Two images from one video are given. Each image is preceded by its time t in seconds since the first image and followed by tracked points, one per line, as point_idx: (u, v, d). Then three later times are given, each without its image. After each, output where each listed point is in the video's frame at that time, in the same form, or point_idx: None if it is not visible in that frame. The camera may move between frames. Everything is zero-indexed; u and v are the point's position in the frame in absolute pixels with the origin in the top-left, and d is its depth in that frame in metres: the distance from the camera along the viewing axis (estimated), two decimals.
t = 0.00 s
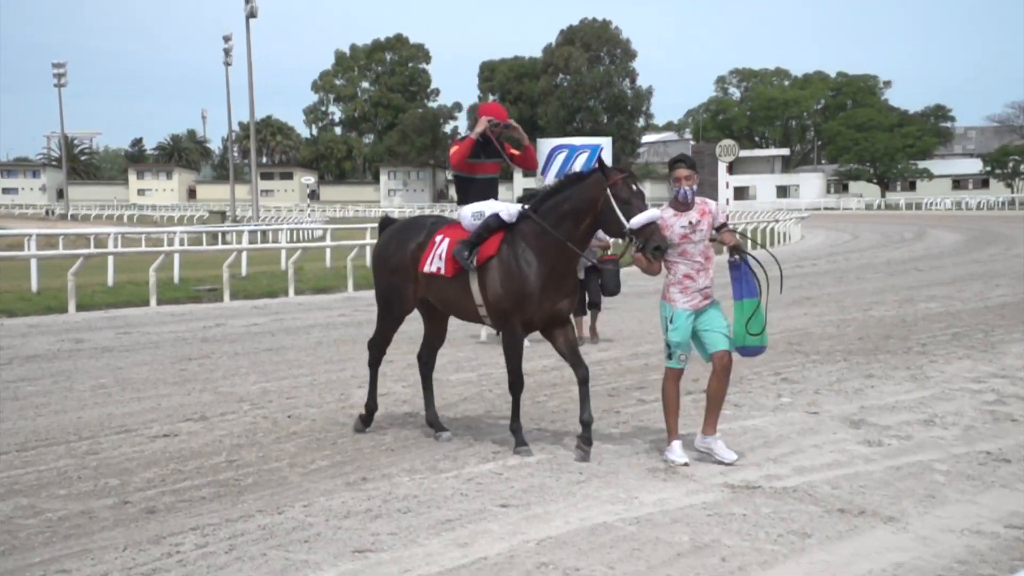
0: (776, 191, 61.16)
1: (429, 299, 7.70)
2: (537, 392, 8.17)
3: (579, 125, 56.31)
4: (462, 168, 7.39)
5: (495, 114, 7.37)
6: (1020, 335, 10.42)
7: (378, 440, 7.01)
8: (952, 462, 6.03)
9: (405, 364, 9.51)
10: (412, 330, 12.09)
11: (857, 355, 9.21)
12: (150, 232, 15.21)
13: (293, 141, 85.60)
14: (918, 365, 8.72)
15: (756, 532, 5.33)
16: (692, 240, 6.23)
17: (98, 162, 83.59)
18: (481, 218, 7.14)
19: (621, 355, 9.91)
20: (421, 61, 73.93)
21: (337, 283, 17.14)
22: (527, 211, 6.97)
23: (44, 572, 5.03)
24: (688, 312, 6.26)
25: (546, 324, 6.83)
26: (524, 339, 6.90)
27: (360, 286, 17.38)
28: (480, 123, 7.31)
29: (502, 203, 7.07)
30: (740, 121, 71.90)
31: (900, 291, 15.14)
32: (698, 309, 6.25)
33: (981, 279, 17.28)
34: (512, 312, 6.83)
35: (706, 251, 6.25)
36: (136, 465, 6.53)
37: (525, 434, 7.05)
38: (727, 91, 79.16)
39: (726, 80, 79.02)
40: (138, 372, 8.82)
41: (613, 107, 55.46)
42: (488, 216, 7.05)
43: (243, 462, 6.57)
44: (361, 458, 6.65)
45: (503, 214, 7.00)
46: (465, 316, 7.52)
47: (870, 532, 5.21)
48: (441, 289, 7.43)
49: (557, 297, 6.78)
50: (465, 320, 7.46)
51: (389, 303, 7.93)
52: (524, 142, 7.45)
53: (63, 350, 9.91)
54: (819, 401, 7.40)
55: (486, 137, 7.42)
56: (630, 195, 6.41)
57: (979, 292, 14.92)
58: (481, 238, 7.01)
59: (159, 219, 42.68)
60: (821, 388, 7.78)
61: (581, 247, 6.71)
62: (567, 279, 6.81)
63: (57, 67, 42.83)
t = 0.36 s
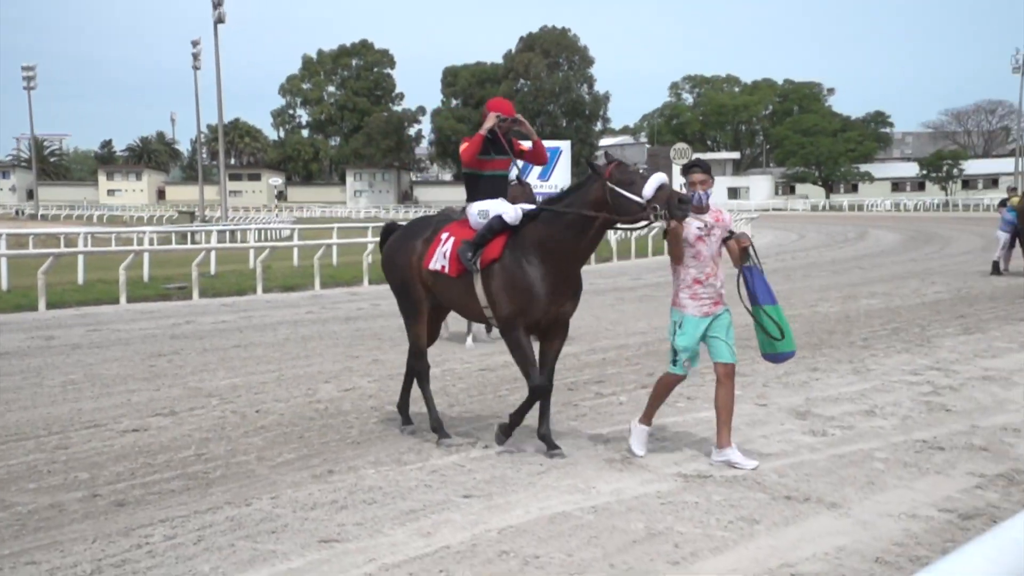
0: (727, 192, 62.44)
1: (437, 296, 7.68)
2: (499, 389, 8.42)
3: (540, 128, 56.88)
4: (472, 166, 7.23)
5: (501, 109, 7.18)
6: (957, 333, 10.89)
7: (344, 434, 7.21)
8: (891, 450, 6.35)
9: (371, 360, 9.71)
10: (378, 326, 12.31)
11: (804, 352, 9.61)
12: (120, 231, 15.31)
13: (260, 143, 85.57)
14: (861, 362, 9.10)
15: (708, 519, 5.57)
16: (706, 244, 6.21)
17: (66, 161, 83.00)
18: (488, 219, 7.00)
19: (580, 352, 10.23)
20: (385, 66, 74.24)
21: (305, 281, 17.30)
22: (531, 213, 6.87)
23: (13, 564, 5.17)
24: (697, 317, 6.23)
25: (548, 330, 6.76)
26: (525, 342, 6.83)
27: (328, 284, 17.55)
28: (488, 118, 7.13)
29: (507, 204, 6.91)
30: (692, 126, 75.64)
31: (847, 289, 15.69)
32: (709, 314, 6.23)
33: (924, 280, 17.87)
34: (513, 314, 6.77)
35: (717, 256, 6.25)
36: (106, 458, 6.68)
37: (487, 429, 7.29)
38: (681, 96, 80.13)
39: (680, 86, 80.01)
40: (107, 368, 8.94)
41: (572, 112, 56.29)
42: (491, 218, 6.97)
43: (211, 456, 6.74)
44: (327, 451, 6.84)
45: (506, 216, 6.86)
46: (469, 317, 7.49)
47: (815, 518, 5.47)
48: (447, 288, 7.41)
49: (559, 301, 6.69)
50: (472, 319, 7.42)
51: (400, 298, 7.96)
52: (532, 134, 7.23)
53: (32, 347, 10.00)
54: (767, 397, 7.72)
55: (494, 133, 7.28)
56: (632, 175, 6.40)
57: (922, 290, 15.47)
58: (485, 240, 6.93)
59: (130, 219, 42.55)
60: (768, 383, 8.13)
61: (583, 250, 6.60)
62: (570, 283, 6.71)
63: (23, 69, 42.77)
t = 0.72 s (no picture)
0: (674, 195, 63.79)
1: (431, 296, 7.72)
2: (451, 384, 8.73)
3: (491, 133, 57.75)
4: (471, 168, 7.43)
5: (502, 111, 7.32)
6: (889, 330, 11.43)
7: (302, 427, 7.45)
8: (820, 438, 6.75)
9: (328, 356, 9.94)
10: (335, 323, 12.54)
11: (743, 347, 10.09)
12: (82, 231, 15.37)
13: (220, 146, 85.39)
14: (796, 358, 9.55)
15: (650, 505, 5.88)
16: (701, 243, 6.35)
17: (18, 161, 81.98)
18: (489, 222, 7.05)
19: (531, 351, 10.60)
20: (342, 72, 74.29)
21: (265, 280, 17.49)
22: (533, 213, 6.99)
23: None
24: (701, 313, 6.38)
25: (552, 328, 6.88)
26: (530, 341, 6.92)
27: (287, 283, 17.72)
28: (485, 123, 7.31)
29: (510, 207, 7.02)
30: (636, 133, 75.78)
31: (787, 287, 16.30)
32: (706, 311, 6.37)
33: (862, 280, 18.54)
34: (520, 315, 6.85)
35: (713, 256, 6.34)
36: (68, 452, 6.85)
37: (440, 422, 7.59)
38: (624, 103, 80.84)
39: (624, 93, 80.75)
40: (68, 364, 9.09)
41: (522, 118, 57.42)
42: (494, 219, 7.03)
43: (171, 449, 6.94)
44: (285, 444, 7.07)
45: (511, 218, 6.95)
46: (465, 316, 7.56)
47: (750, 502, 5.81)
48: (445, 289, 7.43)
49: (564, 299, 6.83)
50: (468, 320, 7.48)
51: (388, 300, 7.95)
52: (525, 142, 7.39)
53: None
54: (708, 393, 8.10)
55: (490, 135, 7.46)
56: (616, 158, 6.76)
57: (859, 288, 16.07)
58: (488, 241, 6.96)
59: (90, 219, 42.32)
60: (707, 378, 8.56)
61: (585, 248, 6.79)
62: (572, 281, 6.88)
63: None
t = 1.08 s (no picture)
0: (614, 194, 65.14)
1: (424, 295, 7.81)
2: (395, 375, 9.06)
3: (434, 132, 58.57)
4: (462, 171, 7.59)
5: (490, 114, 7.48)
6: (811, 323, 12.02)
7: (250, 415, 7.69)
8: (740, 422, 7.22)
9: (275, 348, 10.17)
10: (282, 315, 12.78)
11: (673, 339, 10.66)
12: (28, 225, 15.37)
13: (168, 145, 84.83)
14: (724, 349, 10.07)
15: (583, 487, 6.22)
16: (684, 237, 6.65)
17: None
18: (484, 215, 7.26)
19: (473, 344, 11.02)
20: (289, 74, 74.01)
21: (214, 274, 17.66)
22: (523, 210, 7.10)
23: None
24: (682, 308, 6.55)
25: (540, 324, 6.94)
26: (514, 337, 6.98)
27: (235, 277, 17.85)
28: (475, 126, 7.42)
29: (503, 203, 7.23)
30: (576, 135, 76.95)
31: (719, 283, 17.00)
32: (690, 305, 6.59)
33: (791, 277, 19.26)
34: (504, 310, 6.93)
35: (696, 248, 6.64)
36: (18, 442, 7.02)
37: (385, 410, 7.91)
38: (560, 105, 81.94)
39: (559, 96, 81.43)
40: (16, 356, 9.21)
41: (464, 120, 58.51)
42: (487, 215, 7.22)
43: (121, 438, 7.14)
44: (234, 432, 7.30)
45: (503, 214, 7.16)
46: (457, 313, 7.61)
47: (676, 482, 6.19)
48: (436, 285, 7.54)
49: (549, 297, 6.88)
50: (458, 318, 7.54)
51: (385, 298, 8.09)
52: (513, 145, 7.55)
53: None
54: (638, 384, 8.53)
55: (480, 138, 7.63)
56: (614, 195, 6.57)
57: (788, 284, 16.74)
58: (479, 235, 7.13)
59: (38, 215, 41.90)
60: (638, 369, 9.05)
61: (571, 245, 6.82)
62: (559, 281, 6.90)
63: None
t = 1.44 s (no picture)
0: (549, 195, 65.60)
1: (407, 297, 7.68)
2: (331, 373, 9.10)
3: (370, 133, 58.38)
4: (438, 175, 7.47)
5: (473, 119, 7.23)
6: (736, 319, 12.33)
7: (183, 415, 7.68)
8: (668, 417, 7.42)
9: (209, 347, 10.12)
10: (216, 315, 12.71)
11: (604, 338, 10.86)
12: None
13: (97, 143, 83.27)
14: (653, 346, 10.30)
15: (516, 482, 6.33)
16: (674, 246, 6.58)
17: None
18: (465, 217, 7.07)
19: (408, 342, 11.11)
20: (222, 74, 73.15)
21: (145, 274, 17.45)
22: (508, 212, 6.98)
23: None
24: (665, 317, 6.54)
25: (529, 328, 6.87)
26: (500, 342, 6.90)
27: (168, 276, 17.68)
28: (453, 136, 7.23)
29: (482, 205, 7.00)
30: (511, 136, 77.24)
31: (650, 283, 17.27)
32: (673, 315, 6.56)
33: (719, 278, 19.65)
34: (490, 315, 6.84)
35: (685, 259, 6.57)
36: None
37: (321, 408, 7.95)
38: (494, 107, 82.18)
39: (493, 98, 81.66)
40: None
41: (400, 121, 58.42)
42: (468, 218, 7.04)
43: (48, 439, 7.08)
44: (165, 432, 7.28)
45: (484, 217, 6.95)
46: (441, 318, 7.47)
47: (607, 476, 6.32)
48: (420, 288, 7.40)
49: (537, 300, 6.83)
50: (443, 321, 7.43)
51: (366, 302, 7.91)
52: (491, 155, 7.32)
53: None
54: (570, 379, 8.70)
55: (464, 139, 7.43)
56: (610, 191, 6.55)
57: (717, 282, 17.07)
58: (461, 239, 6.96)
59: None
60: (570, 366, 9.22)
61: (560, 250, 6.78)
62: (546, 284, 6.86)
63: None
